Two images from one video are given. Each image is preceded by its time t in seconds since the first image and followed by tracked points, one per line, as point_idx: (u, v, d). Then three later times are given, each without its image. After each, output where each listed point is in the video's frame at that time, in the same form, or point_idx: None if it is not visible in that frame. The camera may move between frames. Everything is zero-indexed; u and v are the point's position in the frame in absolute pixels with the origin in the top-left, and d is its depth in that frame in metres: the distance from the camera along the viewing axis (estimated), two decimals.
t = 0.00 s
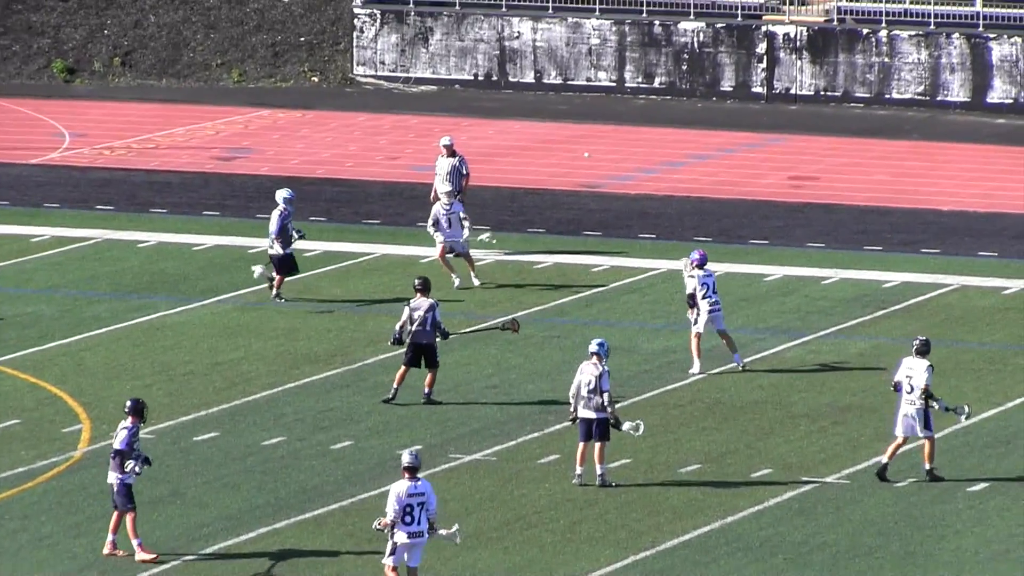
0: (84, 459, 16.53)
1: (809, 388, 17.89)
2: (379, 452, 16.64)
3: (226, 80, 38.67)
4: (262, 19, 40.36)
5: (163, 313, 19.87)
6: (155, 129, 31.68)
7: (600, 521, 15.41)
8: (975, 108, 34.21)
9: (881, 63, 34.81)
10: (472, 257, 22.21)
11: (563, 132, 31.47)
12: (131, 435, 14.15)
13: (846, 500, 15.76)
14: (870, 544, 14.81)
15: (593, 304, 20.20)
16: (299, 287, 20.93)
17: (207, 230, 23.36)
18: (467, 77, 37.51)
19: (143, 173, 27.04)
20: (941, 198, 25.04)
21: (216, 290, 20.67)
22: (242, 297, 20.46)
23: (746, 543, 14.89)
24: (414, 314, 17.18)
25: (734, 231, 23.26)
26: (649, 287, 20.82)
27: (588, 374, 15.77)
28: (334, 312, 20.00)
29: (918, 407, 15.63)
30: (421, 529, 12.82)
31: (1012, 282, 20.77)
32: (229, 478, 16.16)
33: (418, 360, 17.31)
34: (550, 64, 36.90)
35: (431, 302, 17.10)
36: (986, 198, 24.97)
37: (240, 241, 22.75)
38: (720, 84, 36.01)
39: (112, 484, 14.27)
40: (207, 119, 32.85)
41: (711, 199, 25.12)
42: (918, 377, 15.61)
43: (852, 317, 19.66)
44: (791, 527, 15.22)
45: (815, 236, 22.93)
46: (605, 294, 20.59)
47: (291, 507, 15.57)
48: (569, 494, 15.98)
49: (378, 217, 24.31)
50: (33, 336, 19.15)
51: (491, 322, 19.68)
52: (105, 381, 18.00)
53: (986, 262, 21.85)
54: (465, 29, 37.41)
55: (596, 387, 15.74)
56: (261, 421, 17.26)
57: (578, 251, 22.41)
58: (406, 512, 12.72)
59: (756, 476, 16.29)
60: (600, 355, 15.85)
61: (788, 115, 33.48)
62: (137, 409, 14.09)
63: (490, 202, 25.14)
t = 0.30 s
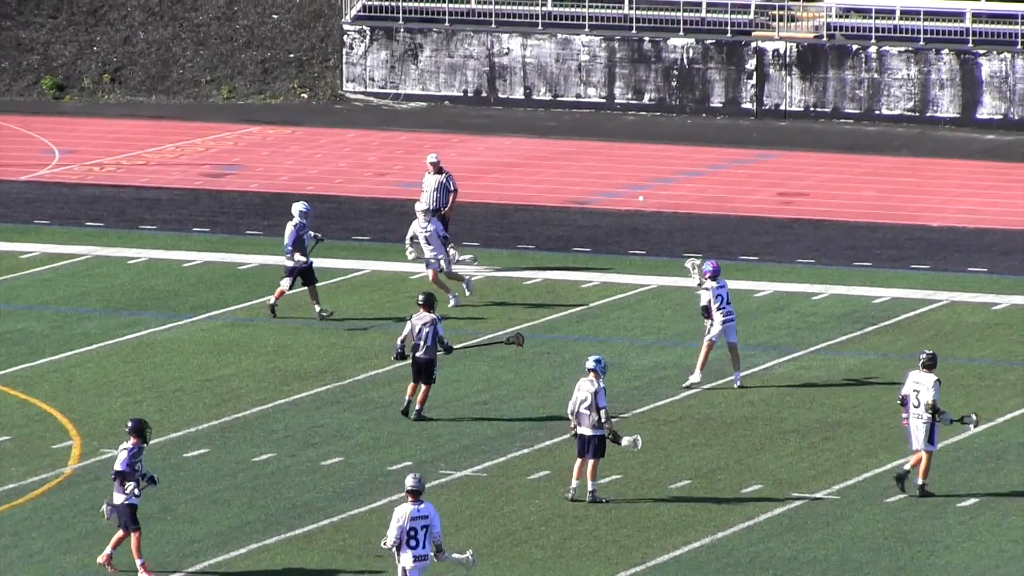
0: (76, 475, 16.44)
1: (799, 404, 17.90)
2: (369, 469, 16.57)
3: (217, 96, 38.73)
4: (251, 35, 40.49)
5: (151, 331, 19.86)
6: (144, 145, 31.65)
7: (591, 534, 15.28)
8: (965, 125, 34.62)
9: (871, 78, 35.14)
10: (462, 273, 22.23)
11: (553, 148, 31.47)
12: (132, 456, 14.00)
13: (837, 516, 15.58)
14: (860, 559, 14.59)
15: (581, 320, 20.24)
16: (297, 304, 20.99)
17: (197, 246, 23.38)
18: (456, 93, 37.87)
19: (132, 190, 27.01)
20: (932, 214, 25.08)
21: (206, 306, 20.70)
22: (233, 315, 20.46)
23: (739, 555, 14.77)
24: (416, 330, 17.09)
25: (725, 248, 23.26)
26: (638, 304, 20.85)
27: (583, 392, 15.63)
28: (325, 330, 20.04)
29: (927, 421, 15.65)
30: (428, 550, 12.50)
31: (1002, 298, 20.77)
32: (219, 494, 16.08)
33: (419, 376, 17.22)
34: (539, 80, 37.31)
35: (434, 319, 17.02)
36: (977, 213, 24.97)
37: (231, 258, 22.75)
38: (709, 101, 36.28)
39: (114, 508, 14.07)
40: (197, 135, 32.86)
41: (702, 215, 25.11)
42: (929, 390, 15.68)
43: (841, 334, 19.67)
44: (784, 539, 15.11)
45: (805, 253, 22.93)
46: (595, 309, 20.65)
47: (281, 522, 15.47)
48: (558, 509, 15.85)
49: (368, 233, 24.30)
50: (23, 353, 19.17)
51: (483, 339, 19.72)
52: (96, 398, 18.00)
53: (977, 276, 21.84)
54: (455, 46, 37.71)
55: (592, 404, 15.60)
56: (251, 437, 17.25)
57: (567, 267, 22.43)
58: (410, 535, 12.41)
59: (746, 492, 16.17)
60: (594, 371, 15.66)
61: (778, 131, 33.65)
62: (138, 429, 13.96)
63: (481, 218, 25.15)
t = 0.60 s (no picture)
0: (73, 481, 16.42)
1: (796, 411, 17.90)
2: (366, 475, 16.55)
3: (215, 100, 38.74)
4: (248, 42, 40.51)
5: (148, 339, 19.88)
6: (143, 152, 31.66)
7: (587, 540, 15.21)
8: (962, 131, 34.64)
9: (868, 85, 35.13)
10: (460, 280, 22.22)
11: (552, 154, 31.47)
12: (138, 464, 13.74)
13: (835, 522, 15.49)
14: (858, 566, 14.49)
15: (578, 328, 20.24)
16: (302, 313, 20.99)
17: (194, 254, 23.41)
18: (453, 100, 37.87)
19: (131, 197, 27.01)
20: (930, 220, 25.06)
21: (203, 314, 20.72)
22: (231, 322, 20.46)
23: (735, 561, 14.70)
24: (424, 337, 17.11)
25: (722, 254, 23.26)
26: (635, 311, 20.86)
27: (585, 399, 15.46)
28: (322, 338, 20.05)
29: (936, 428, 15.47)
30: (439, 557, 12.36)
31: (999, 305, 20.76)
32: (216, 501, 16.06)
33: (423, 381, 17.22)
34: (535, 88, 37.30)
35: (440, 324, 17.06)
36: (976, 220, 24.95)
37: (229, 265, 22.78)
38: (706, 108, 36.27)
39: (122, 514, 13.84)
40: (194, 143, 32.88)
41: (700, 222, 25.10)
42: (939, 396, 15.49)
43: (836, 341, 19.68)
44: (781, 545, 15.04)
45: (803, 260, 22.91)
46: (592, 317, 20.67)
47: (279, 528, 15.43)
48: (555, 515, 15.79)
49: (365, 241, 24.32)
50: (19, 360, 19.20)
51: (480, 345, 19.71)
52: (93, 406, 18.01)
53: (975, 283, 21.80)
54: (451, 53, 37.70)
55: (593, 411, 15.44)
56: (248, 444, 17.25)
57: (564, 274, 22.44)
58: (420, 543, 12.23)
59: (743, 499, 16.09)
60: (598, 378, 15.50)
61: (775, 137, 33.63)
62: (143, 437, 13.70)
63: (479, 225, 25.16)
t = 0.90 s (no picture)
0: (73, 482, 16.43)
1: (796, 412, 17.88)
2: (366, 476, 16.56)
3: (216, 101, 38.78)
4: (247, 44, 40.52)
5: (149, 340, 19.91)
6: (145, 153, 31.69)
7: (586, 542, 15.20)
8: (962, 132, 34.58)
9: (868, 86, 35.09)
10: (462, 282, 22.24)
11: (554, 155, 31.46)
12: (147, 466, 13.64)
13: (834, 524, 15.46)
14: (857, 567, 14.47)
15: (577, 330, 20.24)
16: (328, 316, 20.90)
17: (195, 256, 23.44)
18: (452, 102, 37.87)
19: (132, 198, 27.04)
20: (931, 222, 25.03)
21: (203, 315, 20.74)
22: (233, 324, 20.49)
23: (734, 563, 14.69)
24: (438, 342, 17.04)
25: (722, 256, 23.26)
26: (635, 312, 20.85)
27: (590, 400, 15.42)
28: (322, 339, 20.06)
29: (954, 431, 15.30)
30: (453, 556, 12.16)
31: (1000, 306, 20.73)
32: (216, 502, 16.08)
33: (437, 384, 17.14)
34: (534, 89, 37.28)
35: (455, 330, 16.93)
36: (979, 221, 24.91)
37: (230, 267, 22.80)
38: (705, 108, 36.23)
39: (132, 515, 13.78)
40: (196, 145, 32.91)
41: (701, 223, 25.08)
42: (958, 400, 15.30)
43: (833, 343, 19.67)
44: (780, 546, 15.01)
45: (804, 261, 22.90)
46: (593, 319, 20.68)
47: (279, 529, 15.44)
48: (554, 516, 15.79)
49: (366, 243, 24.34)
50: (18, 362, 19.23)
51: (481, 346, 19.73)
52: (92, 408, 18.04)
53: (975, 284, 21.77)
54: (451, 54, 37.71)
55: (598, 413, 15.37)
56: (247, 445, 17.27)
57: (566, 276, 22.44)
58: (431, 543, 12.05)
59: (742, 500, 16.08)
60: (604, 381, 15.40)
61: (774, 138, 33.60)
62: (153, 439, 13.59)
63: (479, 227, 25.17)
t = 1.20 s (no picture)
0: (79, 481, 16.43)
1: (802, 410, 17.88)
2: (372, 474, 16.57)
3: (223, 99, 38.80)
4: (253, 42, 40.52)
5: (155, 337, 19.95)
6: (151, 151, 31.70)
7: (591, 539, 15.21)
8: (969, 130, 34.56)
9: (874, 84, 35.09)
10: (468, 279, 22.25)
11: (561, 153, 31.47)
12: (163, 467, 13.57)
13: (841, 522, 15.45)
14: (864, 565, 14.46)
15: (582, 329, 20.26)
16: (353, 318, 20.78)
17: (202, 253, 23.46)
18: (458, 100, 37.91)
19: (139, 196, 27.05)
20: (939, 219, 25.02)
21: (210, 313, 20.76)
22: (239, 321, 20.50)
23: (741, 560, 14.68)
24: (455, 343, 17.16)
25: (729, 254, 23.26)
26: (641, 310, 20.86)
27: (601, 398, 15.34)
28: (328, 336, 20.09)
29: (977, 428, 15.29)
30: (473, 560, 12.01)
31: (1007, 303, 20.72)
32: (222, 500, 16.10)
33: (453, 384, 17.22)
34: (540, 87, 37.31)
35: (472, 328, 17.05)
36: (986, 218, 24.89)
37: (237, 264, 22.82)
38: (710, 106, 36.23)
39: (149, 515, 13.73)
40: (203, 142, 32.94)
41: (707, 221, 25.08)
42: (981, 396, 15.28)
43: (839, 340, 19.67)
44: (785, 544, 15.01)
45: (812, 258, 22.88)
46: (600, 316, 20.69)
47: (285, 527, 15.45)
48: (559, 513, 15.79)
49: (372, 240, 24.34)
50: (25, 359, 19.26)
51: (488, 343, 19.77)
52: (96, 406, 18.05)
53: (982, 281, 21.75)
54: (456, 52, 37.72)
55: (609, 410, 15.29)
56: (253, 442, 17.29)
57: (572, 273, 22.45)
58: (449, 543, 11.94)
59: (748, 498, 16.08)
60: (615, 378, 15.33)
61: (780, 136, 33.57)
62: (169, 440, 13.52)
63: (485, 224, 25.18)
